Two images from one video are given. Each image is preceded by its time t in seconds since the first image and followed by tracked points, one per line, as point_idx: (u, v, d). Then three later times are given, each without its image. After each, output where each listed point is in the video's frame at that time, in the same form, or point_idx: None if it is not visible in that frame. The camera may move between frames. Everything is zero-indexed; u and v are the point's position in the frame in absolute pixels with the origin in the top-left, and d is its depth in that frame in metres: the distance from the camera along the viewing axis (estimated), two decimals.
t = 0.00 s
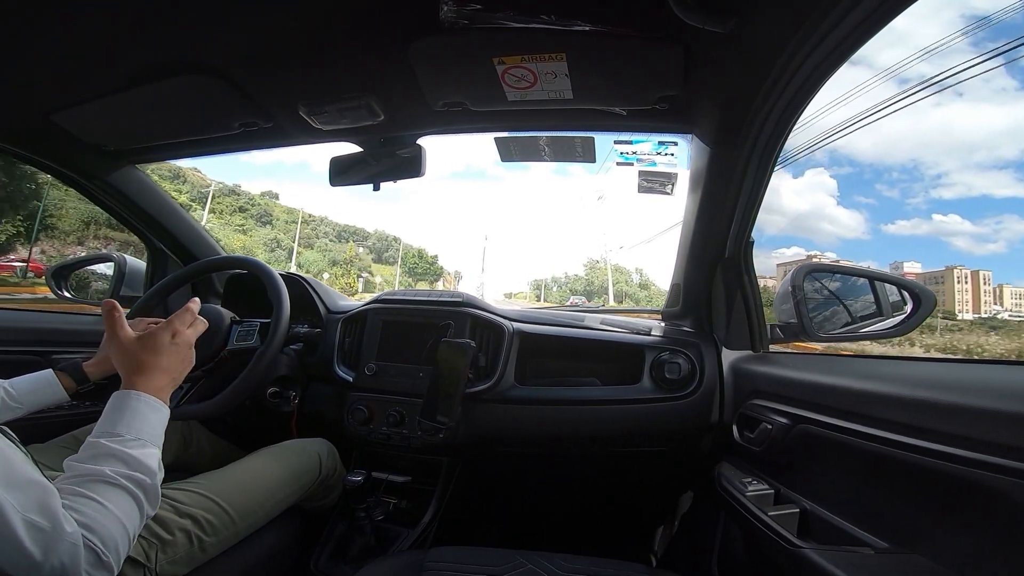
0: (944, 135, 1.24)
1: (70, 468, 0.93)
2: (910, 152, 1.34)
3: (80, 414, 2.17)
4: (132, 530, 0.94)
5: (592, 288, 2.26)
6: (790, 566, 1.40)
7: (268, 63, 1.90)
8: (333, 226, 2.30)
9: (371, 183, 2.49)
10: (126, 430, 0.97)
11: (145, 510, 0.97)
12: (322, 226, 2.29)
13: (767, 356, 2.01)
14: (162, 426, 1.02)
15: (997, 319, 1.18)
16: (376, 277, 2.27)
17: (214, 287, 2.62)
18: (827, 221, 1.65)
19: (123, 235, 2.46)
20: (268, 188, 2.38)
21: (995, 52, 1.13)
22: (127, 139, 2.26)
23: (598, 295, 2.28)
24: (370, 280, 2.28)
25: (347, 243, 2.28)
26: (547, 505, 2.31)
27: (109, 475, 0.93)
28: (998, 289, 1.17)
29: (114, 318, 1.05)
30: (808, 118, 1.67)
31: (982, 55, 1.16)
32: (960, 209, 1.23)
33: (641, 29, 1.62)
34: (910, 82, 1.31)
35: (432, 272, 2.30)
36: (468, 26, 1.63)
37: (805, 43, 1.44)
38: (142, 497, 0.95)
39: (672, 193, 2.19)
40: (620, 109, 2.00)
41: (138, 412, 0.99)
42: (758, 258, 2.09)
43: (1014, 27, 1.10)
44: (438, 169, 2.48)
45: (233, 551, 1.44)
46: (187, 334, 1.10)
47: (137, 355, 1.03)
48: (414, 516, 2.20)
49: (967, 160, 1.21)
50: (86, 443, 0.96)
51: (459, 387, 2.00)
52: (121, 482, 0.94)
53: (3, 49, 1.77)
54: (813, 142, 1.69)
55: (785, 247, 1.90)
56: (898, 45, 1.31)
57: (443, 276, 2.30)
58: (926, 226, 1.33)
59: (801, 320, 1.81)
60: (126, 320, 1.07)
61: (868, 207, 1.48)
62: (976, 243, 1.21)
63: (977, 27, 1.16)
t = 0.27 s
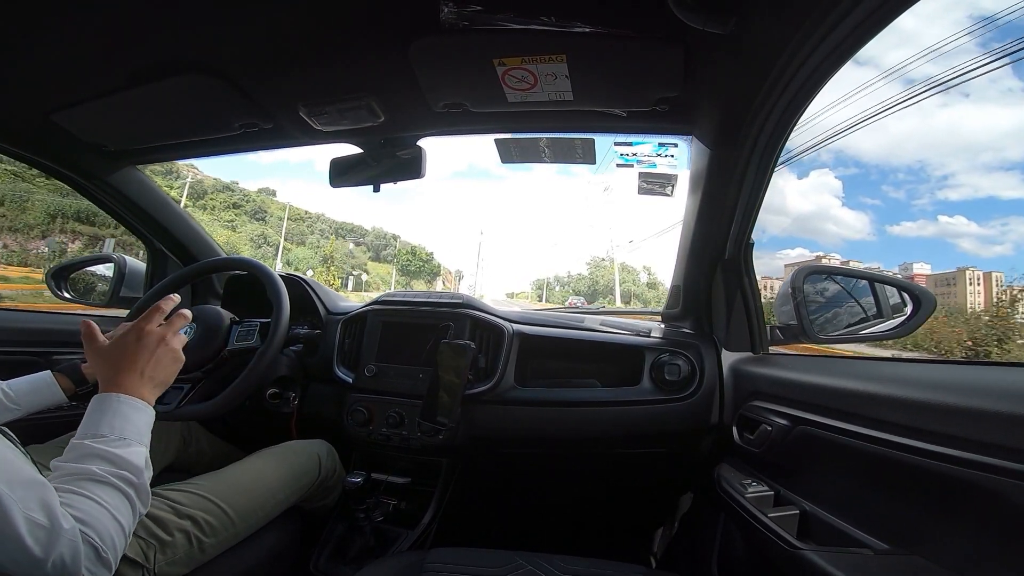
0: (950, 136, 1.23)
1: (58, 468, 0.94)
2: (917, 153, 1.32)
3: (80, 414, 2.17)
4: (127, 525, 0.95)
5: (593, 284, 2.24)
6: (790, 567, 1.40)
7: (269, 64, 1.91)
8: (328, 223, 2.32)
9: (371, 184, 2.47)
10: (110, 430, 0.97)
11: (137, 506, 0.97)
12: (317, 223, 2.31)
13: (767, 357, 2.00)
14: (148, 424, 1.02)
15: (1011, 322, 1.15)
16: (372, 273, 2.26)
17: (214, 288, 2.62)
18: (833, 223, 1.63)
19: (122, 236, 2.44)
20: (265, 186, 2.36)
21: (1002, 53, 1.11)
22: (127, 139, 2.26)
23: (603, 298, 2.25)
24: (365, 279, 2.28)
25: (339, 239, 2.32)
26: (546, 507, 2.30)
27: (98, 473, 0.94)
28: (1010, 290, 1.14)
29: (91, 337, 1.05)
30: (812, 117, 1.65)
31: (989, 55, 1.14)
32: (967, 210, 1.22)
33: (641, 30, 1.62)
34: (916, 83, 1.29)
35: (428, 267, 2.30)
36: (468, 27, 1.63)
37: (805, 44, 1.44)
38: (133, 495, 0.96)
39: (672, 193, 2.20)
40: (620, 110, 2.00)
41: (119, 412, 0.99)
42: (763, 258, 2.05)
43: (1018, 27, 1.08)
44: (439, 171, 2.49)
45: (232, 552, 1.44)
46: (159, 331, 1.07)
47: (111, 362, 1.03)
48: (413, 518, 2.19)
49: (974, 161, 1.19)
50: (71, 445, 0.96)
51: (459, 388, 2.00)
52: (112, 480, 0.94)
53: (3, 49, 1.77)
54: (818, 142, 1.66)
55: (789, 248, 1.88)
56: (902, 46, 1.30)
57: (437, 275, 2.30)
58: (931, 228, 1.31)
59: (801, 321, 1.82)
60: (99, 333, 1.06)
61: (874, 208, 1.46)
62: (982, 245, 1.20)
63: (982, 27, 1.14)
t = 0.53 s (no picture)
0: (957, 136, 1.21)
1: (60, 468, 0.94)
2: (924, 154, 1.30)
3: (81, 413, 2.18)
4: (127, 524, 0.95)
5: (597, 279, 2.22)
6: (789, 566, 1.40)
7: (268, 63, 1.90)
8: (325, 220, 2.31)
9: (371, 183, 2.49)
10: (112, 430, 0.97)
11: (139, 506, 0.97)
12: (312, 220, 2.29)
13: (766, 357, 2.00)
14: (150, 425, 1.01)
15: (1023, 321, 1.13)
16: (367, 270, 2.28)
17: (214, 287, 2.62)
18: (839, 224, 1.60)
19: (123, 235, 2.45)
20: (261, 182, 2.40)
21: (1009, 53, 1.10)
22: (127, 138, 2.26)
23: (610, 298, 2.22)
24: (351, 276, 2.31)
25: (329, 236, 2.30)
26: (546, 505, 2.30)
27: (100, 473, 0.94)
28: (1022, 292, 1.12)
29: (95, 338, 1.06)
30: (816, 117, 1.64)
31: (995, 56, 1.13)
32: (973, 211, 1.20)
33: (640, 30, 1.62)
34: (921, 82, 1.28)
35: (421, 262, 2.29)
36: (468, 26, 1.63)
37: (805, 43, 1.44)
38: (134, 494, 0.96)
39: (672, 193, 2.17)
40: (620, 109, 2.00)
41: (121, 413, 0.98)
42: (768, 259, 2.02)
43: None
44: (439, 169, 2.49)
45: (233, 550, 1.45)
46: (165, 337, 1.08)
47: (115, 364, 1.03)
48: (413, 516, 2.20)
49: (980, 161, 1.17)
50: (74, 445, 0.96)
51: (459, 386, 2.00)
52: (114, 479, 0.94)
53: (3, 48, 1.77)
54: (824, 142, 1.63)
55: (792, 248, 1.86)
56: (906, 46, 1.30)
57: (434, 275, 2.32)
58: (937, 229, 1.30)
59: (801, 321, 1.82)
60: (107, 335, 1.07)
61: (879, 208, 1.44)
62: (987, 246, 1.18)
63: (989, 27, 1.13)
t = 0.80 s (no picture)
0: (964, 136, 1.20)
1: (60, 468, 0.93)
2: (930, 154, 1.29)
3: (78, 414, 2.17)
4: (128, 524, 0.95)
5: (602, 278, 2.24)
6: (789, 566, 1.40)
7: (268, 63, 1.90)
8: (321, 217, 2.35)
9: (371, 183, 2.49)
10: (114, 428, 0.97)
11: (139, 506, 0.97)
12: (310, 218, 2.33)
13: (766, 357, 2.00)
14: (151, 423, 1.02)
15: None
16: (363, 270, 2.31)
17: (214, 287, 2.62)
18: (846, 224, 1.57)
19: (123, 236, 2.45)
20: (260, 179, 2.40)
21: (1018, 52, 1.08)
22: (126, 138, 2.26)
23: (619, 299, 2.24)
24: (335, 271, 2.33)
25: (312, 235, 2.30)
26: (545, 505, 2.30)
27: (101, 472, 0.94)
28: None
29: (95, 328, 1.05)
30: (821, 116, 1.62)
31: (1003, 55, 1.11)
32: (981, 212, 1.19)
33: (640, 30, 1.62)
34: (927, 82, 1.27)
35: (415, 262, 2.32)
36: (468, 26, 1.63)
37: (804, 43, 1.44)
38: (135, 494, 0.96)
39: (672, 193, 2.19)
40: (620, 110, 2.00)
41: (123, 410, 0.98)
42: (772, 259, 1.98)
43: None
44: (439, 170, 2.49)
45: (232, 550, 1.44)
46: (169, 332, 1.08)
47: (118, 358, 1.03)
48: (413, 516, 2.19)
49: (988, 162, 1.16)
50: (74, 443, 0.96)
51: (459, 387, 2.00)
52: (115, 479, 0.94)
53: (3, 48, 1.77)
54: (829, 141, 1.61)
55: (795, 248, 1.83)
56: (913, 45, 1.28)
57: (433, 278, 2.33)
58: (944, 229, 1.28)
59: (800, 322, 1.83)
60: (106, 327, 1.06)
61: (886, 209, 1.43)
62: (995, 247, 1.16)
63: (997, 26, 1.11)
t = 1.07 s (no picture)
0: (973, 135, 1.18)
1: (60, 467, 0.93)
2: (939, 154, 1.27)
3: (77, 414, 2.17)
4: (126, 525, 0.95)
5: (612, 276, 2.23)
6: (789, 566, 1.40)
7: (267, 63, 1.90)
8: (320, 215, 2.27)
9: (371, 183, 2.49)
10: (112, 427, 0.96)
11: (137, 506, 0.97)
12: (307, 215, 2.26)
13: (766, 357, 2.00)
14: (148, 422, 1.01)
15: None
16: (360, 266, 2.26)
17: (212, 287, 2.62)
18: (855, 225, 1.53)
19: (123, 236, 2.44)
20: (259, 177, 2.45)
21: None
22: (126, 137, 2.26)
23: (631, 299, 2.25)
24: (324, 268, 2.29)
25: (300, 229, 2.24)
26: (544, 505, 2.30)
27: (99, 472, 0.94)
28: None
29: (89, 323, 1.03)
30: (827, 113, 1.59)
31: (1012, 54, 1.09)
32: (990, 212, 1.17)
33: (640, 30, 1.62)
34: (935, 80, 1.25)
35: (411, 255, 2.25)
36: (467, 26, 1.63)
37: (804, 44, 1.44)
38: (133, 493, 0.96)
39: (671, 193, 2.19)
40: (620, 110, 2.00)
41: (121, 409, 0.98)
42: (779, 260, 1.93)
43: None
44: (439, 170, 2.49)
45: (231, 550, 1.44)
46: (164, 328, 1.07)
47: (114, 355, 1.01)
48: (412, 517, 2.19)
49: (997, 161, 1.14)
50: (71, 441, 0.96)
51: (457, 387, 2.00)
52: (113, 478, 0.94)
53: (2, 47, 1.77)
54: (837, 139, 1.57)
55: (800, 248, 1.80)
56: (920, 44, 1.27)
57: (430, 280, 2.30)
58: (953, 230, 1.26)
59: (799, 322, 1.83)
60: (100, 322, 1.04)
61: (893, 209, 1.40)
62: (1003, 247, 1.14)
63: (1006, 25, 1.10)
